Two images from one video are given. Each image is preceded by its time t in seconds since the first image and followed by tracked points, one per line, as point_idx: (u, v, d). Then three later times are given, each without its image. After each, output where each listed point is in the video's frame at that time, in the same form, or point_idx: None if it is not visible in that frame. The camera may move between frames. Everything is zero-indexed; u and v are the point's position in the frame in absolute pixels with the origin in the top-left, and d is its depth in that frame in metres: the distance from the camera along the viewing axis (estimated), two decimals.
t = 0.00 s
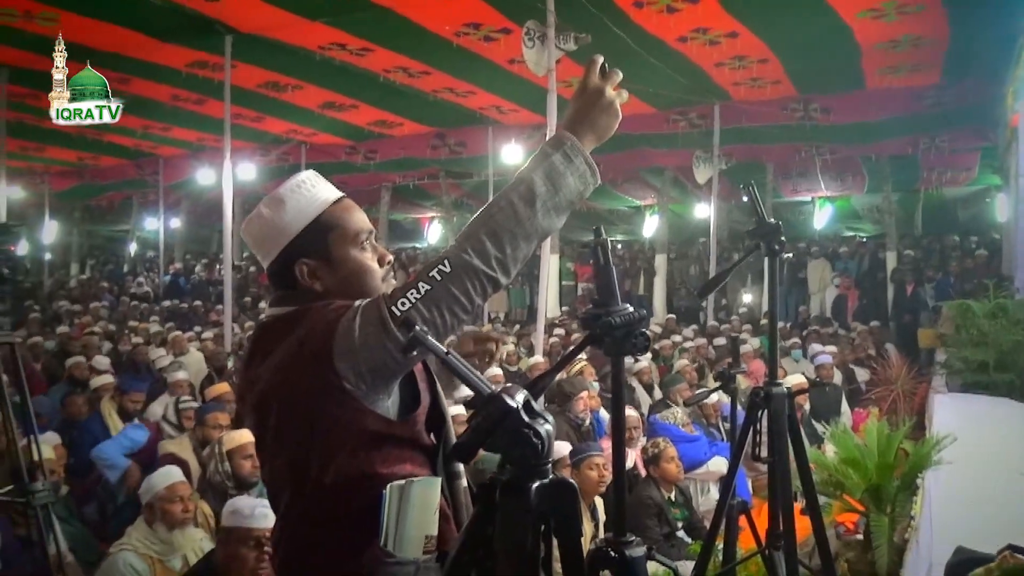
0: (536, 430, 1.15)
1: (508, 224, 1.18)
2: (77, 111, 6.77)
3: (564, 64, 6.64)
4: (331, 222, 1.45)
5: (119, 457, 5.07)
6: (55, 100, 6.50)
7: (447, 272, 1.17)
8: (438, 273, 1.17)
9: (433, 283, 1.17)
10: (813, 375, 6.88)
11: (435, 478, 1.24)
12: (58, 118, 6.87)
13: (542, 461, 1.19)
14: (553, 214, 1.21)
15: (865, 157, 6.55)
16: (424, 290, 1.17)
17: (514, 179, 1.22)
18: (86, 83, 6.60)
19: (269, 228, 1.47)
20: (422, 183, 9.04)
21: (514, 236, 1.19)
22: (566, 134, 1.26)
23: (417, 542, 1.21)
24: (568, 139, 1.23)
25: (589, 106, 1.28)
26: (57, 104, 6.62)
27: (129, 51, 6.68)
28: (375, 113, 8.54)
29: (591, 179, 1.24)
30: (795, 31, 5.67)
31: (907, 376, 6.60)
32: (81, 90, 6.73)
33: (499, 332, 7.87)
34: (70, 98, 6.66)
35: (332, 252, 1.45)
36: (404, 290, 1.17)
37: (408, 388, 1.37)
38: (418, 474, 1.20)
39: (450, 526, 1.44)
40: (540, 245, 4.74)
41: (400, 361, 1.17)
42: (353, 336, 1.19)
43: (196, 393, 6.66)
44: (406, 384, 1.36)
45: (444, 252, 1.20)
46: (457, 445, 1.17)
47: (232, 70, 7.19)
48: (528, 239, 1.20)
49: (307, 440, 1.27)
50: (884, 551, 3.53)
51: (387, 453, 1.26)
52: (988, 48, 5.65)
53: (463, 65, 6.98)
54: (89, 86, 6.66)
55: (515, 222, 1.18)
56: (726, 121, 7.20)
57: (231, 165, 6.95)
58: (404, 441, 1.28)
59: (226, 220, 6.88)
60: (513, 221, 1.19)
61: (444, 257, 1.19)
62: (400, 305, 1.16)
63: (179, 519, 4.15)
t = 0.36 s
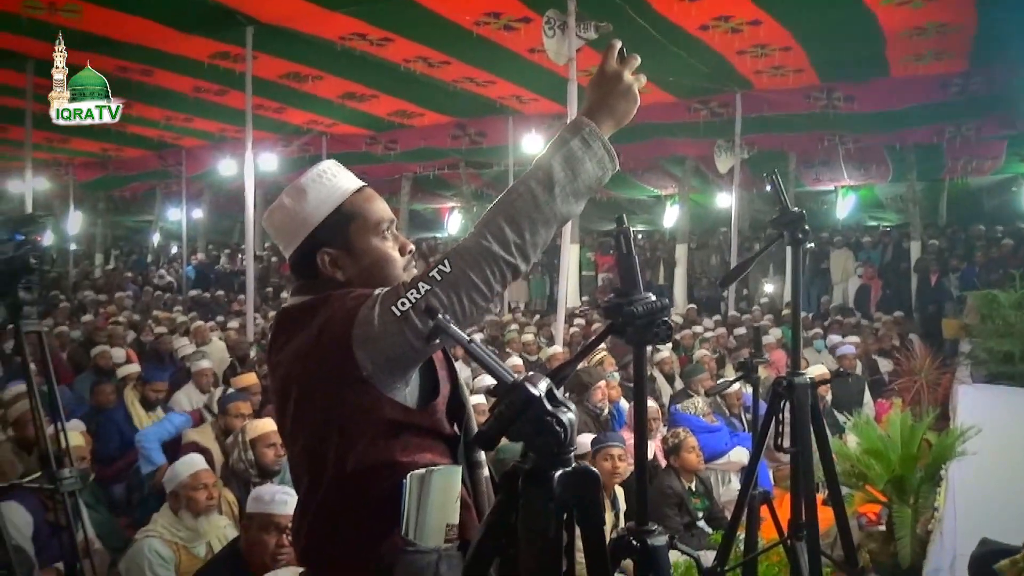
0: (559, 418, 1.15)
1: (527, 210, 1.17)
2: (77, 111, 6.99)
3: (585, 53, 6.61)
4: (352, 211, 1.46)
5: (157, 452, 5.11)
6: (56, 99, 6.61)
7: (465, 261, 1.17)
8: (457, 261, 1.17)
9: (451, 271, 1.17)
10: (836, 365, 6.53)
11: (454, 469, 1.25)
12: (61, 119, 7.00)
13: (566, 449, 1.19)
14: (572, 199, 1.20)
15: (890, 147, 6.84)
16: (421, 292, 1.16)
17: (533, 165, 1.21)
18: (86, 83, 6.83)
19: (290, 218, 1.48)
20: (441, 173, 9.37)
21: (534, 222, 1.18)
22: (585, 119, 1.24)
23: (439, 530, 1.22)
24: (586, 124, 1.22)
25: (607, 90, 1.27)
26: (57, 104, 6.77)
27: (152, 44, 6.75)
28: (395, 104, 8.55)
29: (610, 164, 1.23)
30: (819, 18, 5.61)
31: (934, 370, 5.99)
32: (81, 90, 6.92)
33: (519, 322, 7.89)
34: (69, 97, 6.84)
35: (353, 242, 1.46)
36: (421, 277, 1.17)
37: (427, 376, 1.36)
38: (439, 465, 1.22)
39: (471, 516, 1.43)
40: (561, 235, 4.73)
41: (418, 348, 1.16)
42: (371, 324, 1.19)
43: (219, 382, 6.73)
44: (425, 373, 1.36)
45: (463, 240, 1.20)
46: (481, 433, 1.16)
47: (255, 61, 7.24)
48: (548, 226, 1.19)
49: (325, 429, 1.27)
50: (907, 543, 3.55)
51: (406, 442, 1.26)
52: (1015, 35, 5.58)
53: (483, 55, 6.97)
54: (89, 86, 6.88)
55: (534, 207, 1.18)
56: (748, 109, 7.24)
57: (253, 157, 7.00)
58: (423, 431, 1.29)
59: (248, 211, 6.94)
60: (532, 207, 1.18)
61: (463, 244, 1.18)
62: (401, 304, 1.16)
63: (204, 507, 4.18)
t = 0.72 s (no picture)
0: (578, 405, 1.16)
1: (539, 197, 1.17)
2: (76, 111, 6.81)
3: (603, 39, 6.57)
4: (369, 197, 1.46)
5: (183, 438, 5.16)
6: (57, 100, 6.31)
7: (475, 249, 1.17)
8: (468, 250, 1.17)
9: (462, 259, 1.17)
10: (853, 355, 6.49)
11: (464, 455, 1.26)
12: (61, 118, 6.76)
13: (588, 436, 1.21)
14: (584, 183, 1.20)
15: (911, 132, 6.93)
16: (422, 291, 1.16)
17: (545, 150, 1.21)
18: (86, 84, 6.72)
19: (311, 204, 1.49)
20: (460, 160, 9.44)
21: (546, 210, 1.18)
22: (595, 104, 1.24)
23: (449, 518, 1.25)
24: (597, 110, 1.22)
25: (618, 75, 1.26)
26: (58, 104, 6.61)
27: (170, 31, 6.79)
28: (412, 91, 8.54)
29: (621, 149, 1.23)
30: (841, 1, 5.53)
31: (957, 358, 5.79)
32: (81, 90, 6.83)
33: (536, 309, 7.89)
34: (70, 98, 6.71)
35: (371, 228, 1.46)
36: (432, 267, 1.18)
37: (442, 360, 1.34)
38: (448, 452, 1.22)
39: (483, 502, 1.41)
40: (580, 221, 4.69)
41: (427, 334, 1.16)
42: (380, 312, 1.18)
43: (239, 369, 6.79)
44: (440, 357, 1.33)
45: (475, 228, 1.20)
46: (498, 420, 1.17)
47: (271, 48, 7.27)
48: (559, 212, 1.19)
49: (336, 413, 1.29)
50: (927, 530, 3.67)
51: (415, 430, 1.26)
52: None
53: (500, 41, 6.93)
54: (89, 87, 6.78)
55: (546, 194, 1.17)
56: (767, 95, 7.11)
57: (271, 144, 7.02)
58: (432, 418, 1.29)
59: (266, 199, 6.96)
60: (544, 194, 1.18)
61: (474, 233, 1.18)
62: (402, 305, 1.16)
63: (224, 493, 4.21)
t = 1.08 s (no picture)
0: (600, 398, 1.21)
1: (553, 192, 1.18)
2: (76, 112, 6.64)
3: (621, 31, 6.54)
4: (390, 190, 1.48)
5: (202, 432, 5.26)
6: (55, 101, 6.13)
7: (488, 245, 1.19)
8: (480, 245, 1.19)
9: (476, 254, 1.18)
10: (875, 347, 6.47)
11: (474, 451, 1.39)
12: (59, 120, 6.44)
13: (608, 429, 1.27)
14: (597, 178, 1.21)
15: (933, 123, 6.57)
16: (425, 289, 1.19)
17: (561, 147, 1.22)
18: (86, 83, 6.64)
19: (331, 199, 1.49)
20: (476, 154, 9.47)
21: (560, 206, 1.19)
22: (611, 100, 1.26)
23: (459, 512, 1.38)
24: (612, 105, 1.24)
25: (633, 68, 1.28)
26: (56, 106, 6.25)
27: (190, 25, 6.87)
28: (431, 84, 8.54)
29: (635, 145, 1.24)
30: None
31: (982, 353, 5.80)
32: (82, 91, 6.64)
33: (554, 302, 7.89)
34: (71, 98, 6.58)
35: (392, 220, 1.47)
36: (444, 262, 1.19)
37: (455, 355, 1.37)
38: (457, 447, 1.36)
39: (495, 497, 1.45)
40: (600, 212, 4.66)
41: (436, 327, 1.18)
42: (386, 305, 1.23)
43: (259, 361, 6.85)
44: (453, 352, 1.36)
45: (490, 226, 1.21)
46: (522, 411, 1.23)
47: (290, 42, 7.33)
48: (572, 206, 1.20)
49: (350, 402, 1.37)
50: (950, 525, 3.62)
51: (425, 425, 1.35)
52: None
53: (518, 33, 6.93)
54: (90, 86, 6.69)
55: (561, 191, 1.19)
56: (788, 86, 7.06)
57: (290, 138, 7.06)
58: (442, 412, 1.36)
59: (286, 192, 7.00)
60: (559, 189, 1.19)
61: (489, 229, 1.20)
62: (401, 305, 1.20)
63: (246, 483, 4.25)
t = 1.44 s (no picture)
0: (614, 396, 1.21)
1: (561, 194, 1.29)
2: (77, 112, 6.77)
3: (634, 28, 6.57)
4: (405, 189, 1.53)
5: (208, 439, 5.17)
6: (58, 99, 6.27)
7: (497, 246, 1.28)
8: (489, 246, 1.28)
9: (484, 255, 1.27)
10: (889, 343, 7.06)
11: (480, 455, 1.46)
12: (60, 119, 6.64)
13: (623, 427, 1.26)
14: (605, 180, 1.32)
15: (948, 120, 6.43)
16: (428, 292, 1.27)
17: (568, 149, 1.33)
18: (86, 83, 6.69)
19: (348, 198, 1.55)
20: (490, 152, 8.70)
21: (568, 206, 1.29)
22: (614, 105, 1.36)
23: (464, 514, 1.44)
24: (617, 108, 1.35)
25: (637, 72, 1.39)
26: (57, 104, 6.50)
27: (203, 24, 6.97)
28: (444, 82, 8.56)
29: (641, 145, 1.35)
30: None
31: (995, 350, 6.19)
32: (81, 90, 6.78)
33: (567, 301, 7.91)
34: (69, 98, 6.65)
35: (406, 219, 1.52)
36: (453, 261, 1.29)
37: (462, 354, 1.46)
38: (460, 450, 1.44)
39: (501, 498, 1.51)
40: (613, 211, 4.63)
41: (440, 327, 1.26)
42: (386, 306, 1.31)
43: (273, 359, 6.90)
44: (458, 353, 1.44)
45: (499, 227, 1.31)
46: (537, 409, 1.22)
47: (303, 42, 7.44)
48: (579, 206, 1.30)
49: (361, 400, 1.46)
50: (965, 524, 3.81)
51: (431, 425, 1.44)
52: None
53: (530, 31, 6.94)
54: (90, 86, 6.74)
55: (569, 191, 1.29)
56: (802, 83, 7.31)
57: (304, 136, 7.10)
58: (449, 413, 1.45)
59: (300, 191, 7.04)
60: (565, 190, 1.29)
61: (498, 230, 1.30)
62: (400, 305, 1.28)
63: (259, 482, 4.25)
